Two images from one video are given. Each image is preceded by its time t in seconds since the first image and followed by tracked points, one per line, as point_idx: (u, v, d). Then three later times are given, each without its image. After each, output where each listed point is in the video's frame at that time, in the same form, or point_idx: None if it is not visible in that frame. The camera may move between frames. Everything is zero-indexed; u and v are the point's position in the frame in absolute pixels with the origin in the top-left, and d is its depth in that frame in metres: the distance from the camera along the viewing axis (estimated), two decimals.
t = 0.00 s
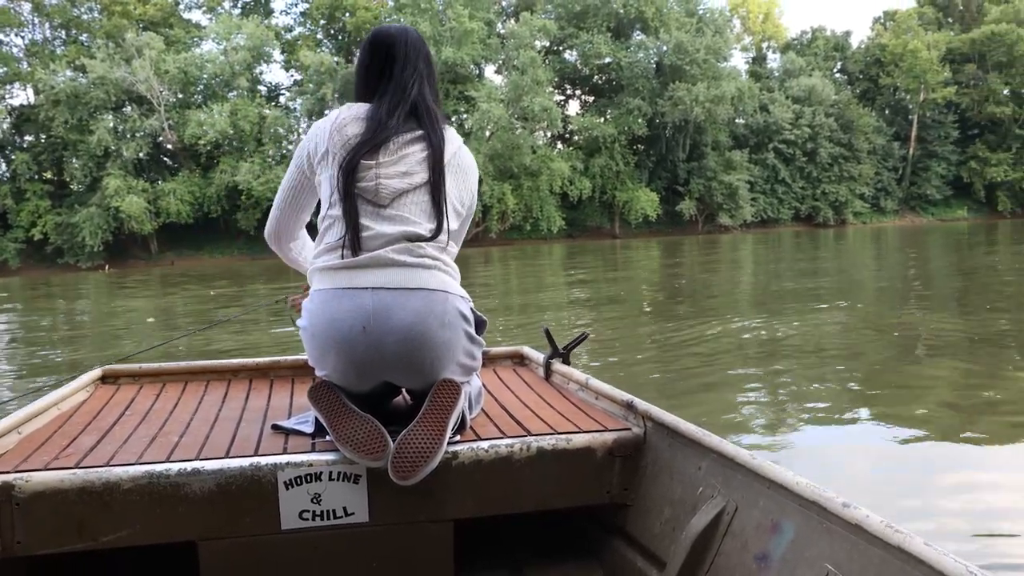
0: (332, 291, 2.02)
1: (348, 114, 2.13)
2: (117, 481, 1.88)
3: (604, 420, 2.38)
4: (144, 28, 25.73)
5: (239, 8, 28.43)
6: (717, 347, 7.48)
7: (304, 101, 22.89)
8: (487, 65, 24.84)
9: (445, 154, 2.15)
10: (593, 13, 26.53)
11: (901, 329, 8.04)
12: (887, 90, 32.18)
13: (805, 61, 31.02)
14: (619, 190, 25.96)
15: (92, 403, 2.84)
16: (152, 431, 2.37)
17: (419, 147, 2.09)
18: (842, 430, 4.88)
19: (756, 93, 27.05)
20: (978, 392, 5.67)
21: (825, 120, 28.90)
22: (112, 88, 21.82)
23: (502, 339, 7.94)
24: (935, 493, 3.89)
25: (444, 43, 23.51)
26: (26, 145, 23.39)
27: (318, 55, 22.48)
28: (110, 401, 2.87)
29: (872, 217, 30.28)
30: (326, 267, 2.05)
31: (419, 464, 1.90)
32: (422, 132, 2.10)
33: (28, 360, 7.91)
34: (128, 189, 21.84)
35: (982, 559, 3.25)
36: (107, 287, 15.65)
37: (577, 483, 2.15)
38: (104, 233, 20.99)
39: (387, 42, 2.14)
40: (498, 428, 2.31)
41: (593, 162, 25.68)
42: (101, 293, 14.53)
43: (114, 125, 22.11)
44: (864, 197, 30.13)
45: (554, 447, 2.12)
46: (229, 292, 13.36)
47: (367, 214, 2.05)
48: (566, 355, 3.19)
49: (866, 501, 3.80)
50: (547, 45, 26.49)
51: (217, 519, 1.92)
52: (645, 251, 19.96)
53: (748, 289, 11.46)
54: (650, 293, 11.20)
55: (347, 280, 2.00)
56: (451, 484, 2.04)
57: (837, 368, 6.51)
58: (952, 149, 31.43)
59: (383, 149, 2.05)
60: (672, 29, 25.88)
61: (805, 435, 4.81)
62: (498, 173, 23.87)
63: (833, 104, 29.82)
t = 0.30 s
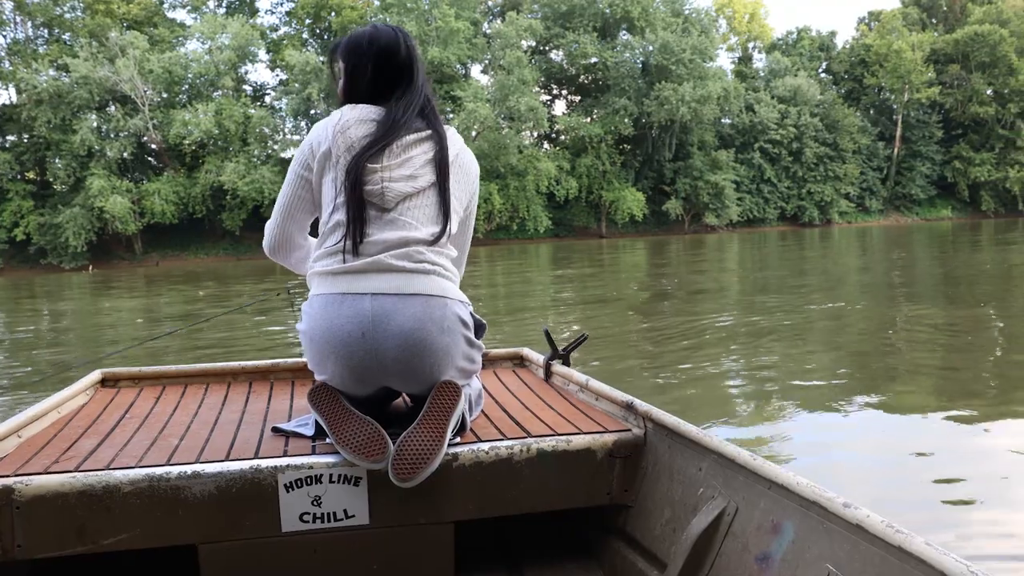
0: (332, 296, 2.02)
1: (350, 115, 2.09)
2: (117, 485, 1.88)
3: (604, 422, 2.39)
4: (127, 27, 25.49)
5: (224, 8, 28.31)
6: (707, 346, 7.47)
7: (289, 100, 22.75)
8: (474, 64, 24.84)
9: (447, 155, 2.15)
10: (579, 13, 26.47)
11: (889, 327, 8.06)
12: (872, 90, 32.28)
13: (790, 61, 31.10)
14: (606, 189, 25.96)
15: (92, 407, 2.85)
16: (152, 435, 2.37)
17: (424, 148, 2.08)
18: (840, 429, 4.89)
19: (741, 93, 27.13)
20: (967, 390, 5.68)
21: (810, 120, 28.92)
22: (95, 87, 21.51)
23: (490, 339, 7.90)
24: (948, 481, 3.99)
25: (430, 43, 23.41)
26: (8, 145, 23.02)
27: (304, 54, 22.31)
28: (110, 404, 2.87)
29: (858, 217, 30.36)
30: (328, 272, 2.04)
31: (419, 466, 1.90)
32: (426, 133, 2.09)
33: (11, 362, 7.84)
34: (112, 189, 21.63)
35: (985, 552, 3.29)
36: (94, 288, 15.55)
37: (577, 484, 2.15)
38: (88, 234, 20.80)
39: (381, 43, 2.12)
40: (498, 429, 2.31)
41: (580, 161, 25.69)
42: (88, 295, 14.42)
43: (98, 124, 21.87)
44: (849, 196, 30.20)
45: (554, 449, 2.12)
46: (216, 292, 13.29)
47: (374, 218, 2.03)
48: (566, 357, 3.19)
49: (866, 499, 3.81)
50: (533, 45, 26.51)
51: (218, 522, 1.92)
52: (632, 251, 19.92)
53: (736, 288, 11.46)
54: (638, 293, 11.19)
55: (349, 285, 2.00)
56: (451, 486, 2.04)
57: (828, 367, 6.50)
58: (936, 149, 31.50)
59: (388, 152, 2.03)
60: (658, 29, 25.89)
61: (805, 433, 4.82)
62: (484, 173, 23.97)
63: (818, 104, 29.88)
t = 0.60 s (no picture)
0: (334, 301, 2.01)
1: (354, 116, 2.06)
2: (118, 489, 1.87)
3: (604, 424, 2.39)
4: (111, 24, 25.08)
5: (208, 6, 28.06)
6: (697, 345, 7.45)
7: (275, 100, 22.64)
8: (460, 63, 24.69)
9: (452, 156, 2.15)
10: (565, 13, 26.47)
11: (876, 327, 8.07)
12: (857, 90, 32.31)
13: (776, 61, 31.13)
14: (592, 189, 25.91)
15: (93, 411, 2.84)
16: (153, 439, 2.36)
17: (431, 148, 2.09)
18: (840, 428, 4.89)
19: (728, 93, 27.10)
20: (954, 389, 5.69)
21: (796, 120, 28.94)
22: (78, 85, 21.18)
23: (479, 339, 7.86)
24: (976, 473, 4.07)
25: (417, 42, 23.31)
26: None
27: (290, 53, 22.25)
28: (110, 409, 2.87)
29: (843, 216, 30.37)
30: (332, 276, 2.03)
31: (420, 468, 1.90)
32: (431, 134, 2.10)
33: None
34: (96, 188, 21.40)
35: (997, 553, 3.28)
36: (80, 289, 15.42)
37: (579, 486, 2.15)
38: (71, 234, 20.55)
39: (375, 48, 2.11)
40: (499, 431, 2.31)
41: (566, 161, 25.68)
42: (72, 295, 14.28)
43: (82, 123, 21.60)
44: (834, 196, 30.21)
45: (555, 450, 2.11)
46: (201, 293, 13.19)
47: (384, 221, 2.02)
48: (566, 359, 3.19)
49: (865, 498, 3.81)
50: (520, 44, 26.49)
51: (220, 526, 1.92)
52: (619, 250, 19.86)
53: (723, 288, 11.46)
54: (625, 293, 11.17)
55: (350, 289, 2.00)
56: (452, 488, 2.04)
57: (820, 366, 6.51)
58: (920, 149, 31.54)
59: (399, 152, 2.02)
60: (645, 29, 25.87)
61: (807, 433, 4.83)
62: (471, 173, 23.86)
63: (804, 104, 29.89)
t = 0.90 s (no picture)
0: (331, 304, 2.01)
1: (347, 115, 2.06)
2: (117, 489, 1.87)
3: (602, 423, 2.39)
4: (95, 22, 24.84)
5: (193, 4, 27.90)
6: (685, 345, 7.45)
7: (260, 99, 22.60)
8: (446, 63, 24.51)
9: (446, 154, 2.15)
10: (553, 13, 26.30)
11: (864, 326, 8.08)
12: (842, 91, 32.34)
13: (762, 62, 31.17)
14: (578, 189, 25.87)
15: (92, 411, 2.84)
16: (152, 439, 2.37)
17: (424, 147, 2.09)
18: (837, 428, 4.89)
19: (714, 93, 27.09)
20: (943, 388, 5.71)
21: (782, 120, 28.96)
22: (61, 83, 21.05)
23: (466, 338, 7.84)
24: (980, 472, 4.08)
25: (403, 41, 23.12)
26: None
27: (275, 53, 22.23)
28: (110, 409, 2.87)
29: (828, 217, 30.45)
30: (328, 277, 2.03)
31: (419, 468, 1.90)
32: (425, 133, 2.10)
33: None
34: (79, 187, 21.27)
35: (997, 553, 3.28)
36: (66, 289, 15.34)
37: (578, 485, 2.15)
38: (54, 233, 20.42)
39: (361, 50, 2.13)
40: (498, 431, 2.31)
41: (553, 161, 25.61)
42: (55, 295, 14.17)
43: (65, 121, 21.45)
44: (820, 196, 30.26)
45: (554, 450, 2.12)
46: (186, 294, 13.11)
47: (377, 223, 2.02)
48: (565, 358, 3.19)
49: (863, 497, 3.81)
50: (507, 44, 26.36)
51: (219, 526, 1.92)
52: (604, 250, 19.85)
53: (710, 288, 11.47)
54: (611, 293, 11.18)
55: (347, 292, 2.00)
56: (451, 488, 2.04)
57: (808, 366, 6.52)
58: (905, 150, 31.60)
59: (391, 153, 2.01)
60: (631, 29, 25.85)
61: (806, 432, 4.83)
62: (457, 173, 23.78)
63: (790, 105, 29.93)
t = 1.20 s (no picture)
0: (328, 302, 2.02)
1: (339, 114, 2.05)
2: (114, 487, 1.87)
3: (601, 422, 2.39)
4: (80, 22, 24.70)
5: (179, 4, 27.76)
6: (672, 346, 7.45)
7: (247, 99, 22.55)
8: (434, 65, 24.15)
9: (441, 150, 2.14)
10: (540, 14, 26.06)
11: (852, 327, 8.10)
12: (829, 93, 32.35)
13: (749, 64, 31.21)
14: (566, 190, 25.83)
15: (90, 409, 2.84)
16: (150, 437, 2.37)
17: (418, 145, 2.08)
18: (833, 428, 4.89)
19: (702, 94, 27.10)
20: (932, 389, 5.73)
21: (769, 122, 28.98)
22: (46, 82, 20.95)
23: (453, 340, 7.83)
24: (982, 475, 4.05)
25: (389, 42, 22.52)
26: None
27: (262, 53, 22.16)
28: (108, 406, 2.86)
29: (815, 218, 30.53)
30: (324, 276, 2.04)
31: (417, 467, 1.90)
32: (417, 129, 2.09)
33: None
34: (64, 188, 21.16)
35: (994, 554, 3.28)
36: (53, 290, 15.26)
37: (576, 484, 2.15)
38: (39, 233, 20.31)
39: (350, 47, 2.12)
40: (496, 429, 2.31)
41: (540, 162, 25.50)
42: (41, 297, 14.10)
43: (49, 122, 21.34)
44: (807, 198, 30.33)
45: (552, 448, 2.12)
46: (172, 295, 13.06)
47: (372, 222, 2.02)
48: (563, 357, 3.19)
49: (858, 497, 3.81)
50: (494, 45, 26.20)
51: (216, 523, 1.92)
52: (592, 252, 19.86)
53: (697, 289, 11.49)
54: (598, 294, 11.19)
55: (344, 290, 2.01)
56: (449, 486, 2.04)
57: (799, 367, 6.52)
58: (891, 151, 31.64)
59: (385, 152, 2.01)
60: (619, 31, 25.82)
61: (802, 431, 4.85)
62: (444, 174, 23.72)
63: (777, 106, 29.97)
